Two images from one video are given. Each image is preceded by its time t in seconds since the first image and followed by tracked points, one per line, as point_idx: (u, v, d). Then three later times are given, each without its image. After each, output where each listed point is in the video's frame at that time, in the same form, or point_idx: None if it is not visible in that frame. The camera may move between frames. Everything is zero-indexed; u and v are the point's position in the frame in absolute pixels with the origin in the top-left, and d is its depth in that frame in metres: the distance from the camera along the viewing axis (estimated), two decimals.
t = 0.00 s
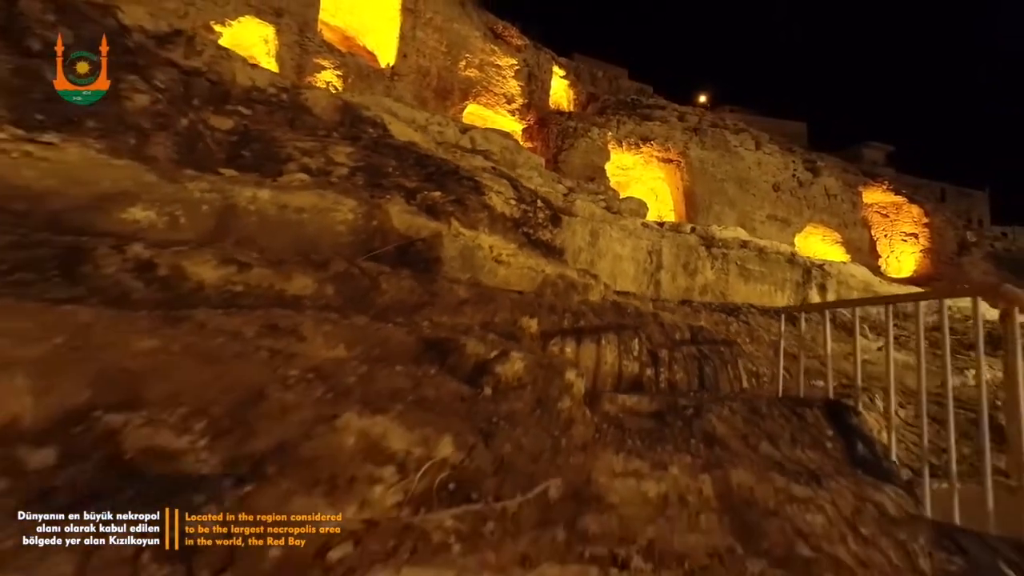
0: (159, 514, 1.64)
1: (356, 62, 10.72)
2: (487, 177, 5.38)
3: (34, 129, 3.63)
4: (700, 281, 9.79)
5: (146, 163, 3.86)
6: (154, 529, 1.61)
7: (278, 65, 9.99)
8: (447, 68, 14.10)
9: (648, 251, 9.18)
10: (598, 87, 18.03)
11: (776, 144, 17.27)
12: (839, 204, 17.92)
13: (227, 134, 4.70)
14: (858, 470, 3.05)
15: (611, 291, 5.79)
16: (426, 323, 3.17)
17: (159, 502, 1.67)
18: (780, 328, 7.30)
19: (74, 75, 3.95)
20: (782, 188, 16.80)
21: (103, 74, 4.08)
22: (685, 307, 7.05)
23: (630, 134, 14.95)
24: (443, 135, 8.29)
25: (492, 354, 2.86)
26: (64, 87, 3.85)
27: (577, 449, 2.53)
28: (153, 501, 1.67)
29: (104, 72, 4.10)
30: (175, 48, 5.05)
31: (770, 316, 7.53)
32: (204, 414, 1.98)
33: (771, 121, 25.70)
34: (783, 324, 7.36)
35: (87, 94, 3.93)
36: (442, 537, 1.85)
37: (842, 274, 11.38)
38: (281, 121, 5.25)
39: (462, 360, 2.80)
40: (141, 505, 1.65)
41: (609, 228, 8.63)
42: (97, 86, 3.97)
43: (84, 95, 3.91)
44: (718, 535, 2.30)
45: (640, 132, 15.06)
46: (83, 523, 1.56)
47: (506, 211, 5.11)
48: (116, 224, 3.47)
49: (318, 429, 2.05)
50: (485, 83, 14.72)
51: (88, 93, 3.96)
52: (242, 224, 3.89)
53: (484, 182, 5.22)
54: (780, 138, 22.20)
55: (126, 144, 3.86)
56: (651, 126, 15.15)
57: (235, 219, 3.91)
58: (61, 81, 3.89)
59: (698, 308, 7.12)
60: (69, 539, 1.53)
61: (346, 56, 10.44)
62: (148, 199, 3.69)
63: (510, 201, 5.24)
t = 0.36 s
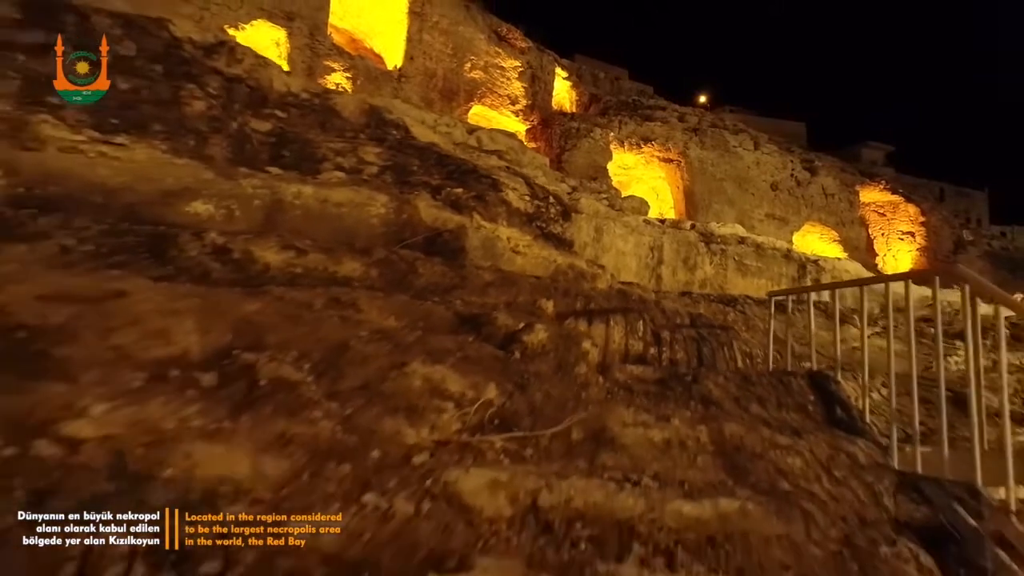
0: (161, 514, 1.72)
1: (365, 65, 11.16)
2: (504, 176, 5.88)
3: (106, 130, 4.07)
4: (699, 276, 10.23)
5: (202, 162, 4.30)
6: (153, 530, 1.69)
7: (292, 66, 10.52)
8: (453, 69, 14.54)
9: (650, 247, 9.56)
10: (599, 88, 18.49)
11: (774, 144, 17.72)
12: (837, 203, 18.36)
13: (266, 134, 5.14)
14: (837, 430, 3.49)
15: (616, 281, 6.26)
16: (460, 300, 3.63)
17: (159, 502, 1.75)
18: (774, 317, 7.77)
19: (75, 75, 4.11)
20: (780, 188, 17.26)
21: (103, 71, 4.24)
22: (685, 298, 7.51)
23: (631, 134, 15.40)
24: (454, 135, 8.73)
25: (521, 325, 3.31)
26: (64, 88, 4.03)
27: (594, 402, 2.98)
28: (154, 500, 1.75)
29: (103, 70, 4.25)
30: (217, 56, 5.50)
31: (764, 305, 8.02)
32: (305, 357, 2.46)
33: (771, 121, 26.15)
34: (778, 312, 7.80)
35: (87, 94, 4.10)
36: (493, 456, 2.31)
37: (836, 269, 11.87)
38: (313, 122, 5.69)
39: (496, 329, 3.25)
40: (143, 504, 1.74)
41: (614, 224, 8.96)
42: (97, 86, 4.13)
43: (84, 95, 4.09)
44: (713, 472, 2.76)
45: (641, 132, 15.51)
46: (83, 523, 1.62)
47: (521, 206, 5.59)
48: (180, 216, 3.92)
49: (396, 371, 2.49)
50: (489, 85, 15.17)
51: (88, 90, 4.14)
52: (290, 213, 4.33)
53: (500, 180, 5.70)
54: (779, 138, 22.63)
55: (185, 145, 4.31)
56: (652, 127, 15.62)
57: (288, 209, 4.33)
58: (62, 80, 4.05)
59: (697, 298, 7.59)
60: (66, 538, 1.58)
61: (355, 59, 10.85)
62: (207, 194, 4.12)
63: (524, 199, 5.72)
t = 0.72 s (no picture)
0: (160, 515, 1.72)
1: (373, 67, 11.60)
2: (518, 174, 6.39)
3: (166, 132, 4.54)
4: (698, 271, 10.71)
5: (250, 163, 4.78)
6: (153, 530, 1.69)
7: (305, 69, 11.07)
8: (458, 72, 15.01)
9: (651, 242, 10.02)
10: (601, 89, 18.99)
11: (772, 144, 18.17)
12: (834, 202, 18.83)
13: (301, 135, 5.57)
14: (818, 397, 3.98)
15: (621, 271, 6.76)
16: (487, 283, 4.13)
17: (160, 501, 1.75)
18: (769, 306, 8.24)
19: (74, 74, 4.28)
20: (778, 187, 17.74)
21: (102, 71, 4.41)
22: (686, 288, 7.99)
23: (632, 135, 15.85)
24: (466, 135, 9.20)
25: (541, 302, 3.79)
26: (63, 88, 4.18)
27: (607, 365, 3.46)
28: (155, 498, 1.75)
29: (102, 70, 4.42)
30: (254, 64, 5.89)
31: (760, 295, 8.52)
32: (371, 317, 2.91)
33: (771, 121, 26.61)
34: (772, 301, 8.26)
35: (87, 95, 4.28)
36: (527, 400, 2.78)
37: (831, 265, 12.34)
38: (342, 125, 6.11)
39: (520, 306, 3.74)
40: (144, 502, 1.74)
41: (617, 220, 9.39)
42: (96, 86, 4.31)
43: (83, 95, 4.26)
44: (708, 424, 3.24)
45: (642, 133, 15.94)
46: (84, 523, 1.65)
47: (534, 202, 6.10)
48: (234, 211, 4.39)
49: (448, 329, 2.97)
50: (494, 87, 15.65)
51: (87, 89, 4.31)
52: (329, 207, 4.80)
53: (515, 178, 6.22)
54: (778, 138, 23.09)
55: (235, 146, 4.78)
56: (653, 128, 16.05)
57: (328, 203, 4.79)
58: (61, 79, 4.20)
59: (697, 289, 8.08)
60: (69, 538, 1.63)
61: (363, 61, 11.28)
62: (256, 190, 4.61)
63: (536, 196, 6.22)
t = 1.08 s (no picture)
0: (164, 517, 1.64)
1: (380, 70, 12.04)
2: (529, 174, 6.85)
3: (208, 134, 4.95)
4: (696, 267, 11.13)
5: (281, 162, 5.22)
6: (154, 529, 1.61)
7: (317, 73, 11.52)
8: (462, 74, 15.44)
9: (652, 239, 10.44)
10: (602, 91, 19.46)
11: (771, 144, 18.58)
12: (831, 201, 19.24)
13: (325, 137, 5.90)
14: (803, 373, 4.45)
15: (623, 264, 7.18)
16: (504, 271, 4.58)
17: (160, 500, 1.66)
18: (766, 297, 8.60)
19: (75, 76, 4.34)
20: (776, 187, 18.17)
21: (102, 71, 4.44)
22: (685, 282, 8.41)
23: (633, 135, 16.28)
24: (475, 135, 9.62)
25: (553, 288, 4.21)
26: (63, 88, 4.23)
27: (614, 343, 3.87)
28: (157, 497, 1.67)
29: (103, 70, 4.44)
30: (282, 73, 6.11)
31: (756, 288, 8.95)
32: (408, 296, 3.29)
33: (770, 121, 27.07)
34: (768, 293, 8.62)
35: (86, 95, 4.35)
36: (546, 367, 3.18)
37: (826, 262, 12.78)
38: (363, 128, 6.47)
39: (534, 292, 4.15)
40: (145, 503, 1.66)
41: (619, 218, 9.83)
42: (96, 86, 4.34)
43: (83, 95, 4.30)
44: (702, 394, 3.67)
45: (642, 134, 16.36)
46: (83, 522, 1.57)
47: (543, 200, 6.56)
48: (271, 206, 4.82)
49: (476, 308, 3.35)
50: (497, 88, 16.11)
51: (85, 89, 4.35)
52: (356, 204, 5.19)
53: (526, 179, 6.66)
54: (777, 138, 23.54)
55: (270, 148, 5.18)
56: (653, 128, 16.46)
57: (355, 199, 5.18)
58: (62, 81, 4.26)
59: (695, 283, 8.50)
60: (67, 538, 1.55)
61: (370, 64, 11.72)
62: (290, 189, 5.03)
63: (545, 196, 6.65)
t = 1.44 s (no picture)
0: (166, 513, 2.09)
1: (388, 73, 12.52)
2: (538, 175, 7.32)
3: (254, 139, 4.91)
4: (695, 263, 11.61)
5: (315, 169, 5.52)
6: (151, 531, 2.08)
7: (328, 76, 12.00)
8: (467, 76, 15.91)
9: (653, 236, 10.92)
10: (603, 92, 19.94)
11: (769, 145, 19.06)
12: (828, 201, 19.73)
13: (351, 140, 6.19)
14: (789, 356, 4.93)
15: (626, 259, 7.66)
16: (520, 263, 5.05)
17: (239, 461, 2.12)
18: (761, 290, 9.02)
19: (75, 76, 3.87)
20: (774, 186, 18.65)
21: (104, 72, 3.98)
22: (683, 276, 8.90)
23: (634, 137, 16.76)
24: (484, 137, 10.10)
25: (565, 278, 4.68)
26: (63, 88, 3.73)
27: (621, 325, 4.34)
28: (279, 435, 2.20)
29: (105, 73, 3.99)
30: (311, 79, 6.39)
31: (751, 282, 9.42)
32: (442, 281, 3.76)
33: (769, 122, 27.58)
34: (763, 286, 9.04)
35: (83, 95, 3.83)
36: (563, 342, 3.64)
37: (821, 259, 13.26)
38: (383, 132, 6.56)
39: (549, 281, 4.62)
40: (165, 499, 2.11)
41: (621, 215, 10.31)
42: (99, 88, 3.87)
43: (84, 96, 3.82)
44: (699, 370, 4.14)
45: (643, 135, 16.83)
46: (84, 522, 2.02)
47: (551, 200, 7.02)
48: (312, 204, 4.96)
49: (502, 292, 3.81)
50: (501, 90, 16.57)
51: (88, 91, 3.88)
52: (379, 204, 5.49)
53: (536, 179, 7.13)
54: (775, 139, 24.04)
55: (304, 151, 5.63)
56: (654, 130, 16.92)
57: (382, 197, 5.62)
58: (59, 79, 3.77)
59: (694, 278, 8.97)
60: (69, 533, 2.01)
61: (378, 68, 12.19)
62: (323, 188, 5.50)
63: (554, 195, 7.12)
